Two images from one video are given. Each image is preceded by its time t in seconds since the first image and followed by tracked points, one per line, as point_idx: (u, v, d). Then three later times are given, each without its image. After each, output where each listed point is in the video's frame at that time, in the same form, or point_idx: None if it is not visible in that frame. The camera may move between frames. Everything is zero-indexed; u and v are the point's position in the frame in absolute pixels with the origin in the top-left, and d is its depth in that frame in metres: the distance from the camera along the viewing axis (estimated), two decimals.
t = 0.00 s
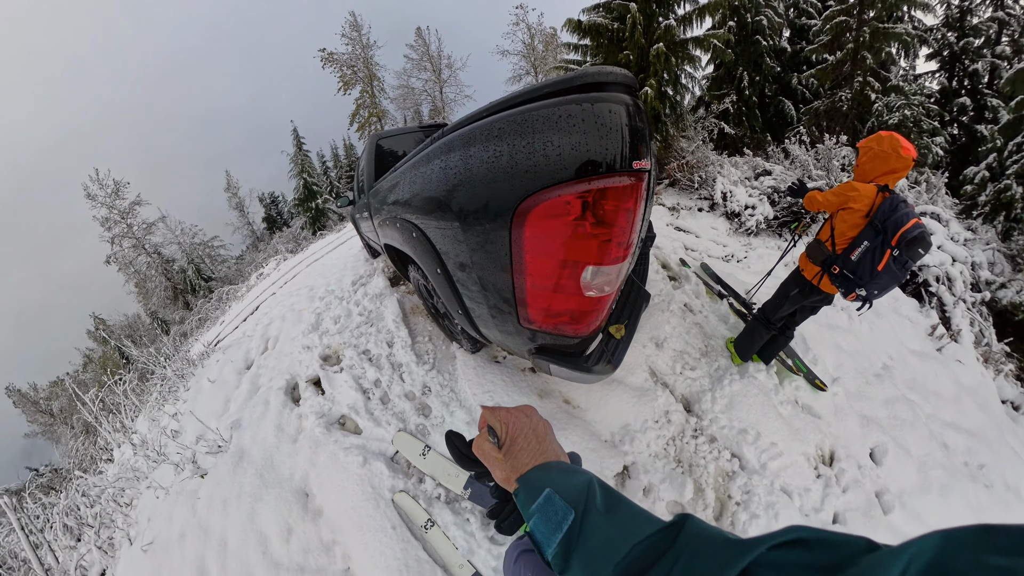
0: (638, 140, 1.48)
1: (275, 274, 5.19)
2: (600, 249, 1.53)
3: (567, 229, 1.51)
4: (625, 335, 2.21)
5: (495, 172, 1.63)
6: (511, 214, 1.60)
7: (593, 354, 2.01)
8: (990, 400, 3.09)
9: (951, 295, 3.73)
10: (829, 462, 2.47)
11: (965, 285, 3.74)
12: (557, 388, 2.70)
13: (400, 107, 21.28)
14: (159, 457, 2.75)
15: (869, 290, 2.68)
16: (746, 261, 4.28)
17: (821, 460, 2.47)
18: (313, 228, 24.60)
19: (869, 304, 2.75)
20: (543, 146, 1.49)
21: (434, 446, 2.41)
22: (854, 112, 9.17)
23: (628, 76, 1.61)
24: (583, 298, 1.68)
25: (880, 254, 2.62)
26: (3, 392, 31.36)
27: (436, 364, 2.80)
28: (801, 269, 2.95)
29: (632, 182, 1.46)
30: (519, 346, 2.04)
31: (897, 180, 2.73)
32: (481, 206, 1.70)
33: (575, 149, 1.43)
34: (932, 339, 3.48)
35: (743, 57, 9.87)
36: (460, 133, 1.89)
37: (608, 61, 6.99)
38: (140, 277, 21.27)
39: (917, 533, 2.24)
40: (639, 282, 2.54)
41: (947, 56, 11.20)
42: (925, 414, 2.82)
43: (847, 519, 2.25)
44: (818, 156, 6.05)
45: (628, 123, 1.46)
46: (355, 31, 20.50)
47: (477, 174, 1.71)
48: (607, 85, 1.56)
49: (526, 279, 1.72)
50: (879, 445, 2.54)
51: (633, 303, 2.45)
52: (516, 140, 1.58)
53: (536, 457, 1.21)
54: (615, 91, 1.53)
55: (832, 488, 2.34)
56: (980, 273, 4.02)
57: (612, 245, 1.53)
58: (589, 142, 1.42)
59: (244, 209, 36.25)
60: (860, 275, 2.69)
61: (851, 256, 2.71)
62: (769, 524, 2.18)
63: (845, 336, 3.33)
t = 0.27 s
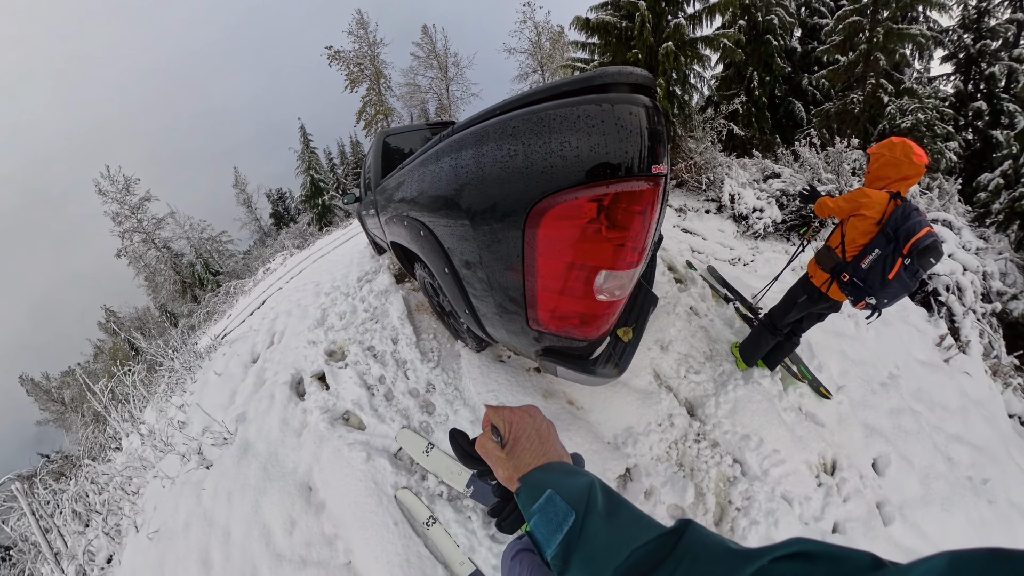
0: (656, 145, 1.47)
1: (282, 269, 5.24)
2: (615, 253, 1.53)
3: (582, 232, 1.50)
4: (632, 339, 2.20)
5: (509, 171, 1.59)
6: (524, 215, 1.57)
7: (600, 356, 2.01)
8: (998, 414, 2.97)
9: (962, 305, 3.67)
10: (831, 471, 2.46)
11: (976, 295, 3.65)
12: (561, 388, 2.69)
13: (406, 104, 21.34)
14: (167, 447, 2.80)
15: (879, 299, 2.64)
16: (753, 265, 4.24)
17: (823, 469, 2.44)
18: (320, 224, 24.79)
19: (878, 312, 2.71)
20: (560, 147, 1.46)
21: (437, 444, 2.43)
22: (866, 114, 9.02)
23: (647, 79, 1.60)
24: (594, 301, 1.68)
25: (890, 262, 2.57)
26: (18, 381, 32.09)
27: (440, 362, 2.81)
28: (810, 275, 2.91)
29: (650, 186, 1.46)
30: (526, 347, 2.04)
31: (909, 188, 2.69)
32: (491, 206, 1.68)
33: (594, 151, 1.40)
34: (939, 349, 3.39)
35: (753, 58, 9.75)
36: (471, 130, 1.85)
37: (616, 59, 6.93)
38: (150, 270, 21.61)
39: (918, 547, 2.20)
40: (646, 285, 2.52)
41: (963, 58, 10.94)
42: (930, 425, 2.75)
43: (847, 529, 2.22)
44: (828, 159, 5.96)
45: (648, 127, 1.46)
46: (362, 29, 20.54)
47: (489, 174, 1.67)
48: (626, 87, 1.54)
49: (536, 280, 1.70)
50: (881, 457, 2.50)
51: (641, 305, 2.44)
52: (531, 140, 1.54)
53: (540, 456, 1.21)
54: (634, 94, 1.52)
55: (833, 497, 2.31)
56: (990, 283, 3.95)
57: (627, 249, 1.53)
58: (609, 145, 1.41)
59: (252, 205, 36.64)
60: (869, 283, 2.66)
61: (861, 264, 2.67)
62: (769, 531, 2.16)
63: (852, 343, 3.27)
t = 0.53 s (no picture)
0: (663, 144, 1.44)
1: (289, 264, 5.30)
2: (618, 254, 1.51)
3: (584, 232, 1.48)
4: (635, 340, 2.17)
5: (513, 170, 1.59)
6: (527, 214, 1.57)
7: (603, 356, 1.99)
8: (1004, 428, 2.91)
9: (971, 315, 3.58)
10: (831, 480, 2.42)
11: (986, 306, 3.59)
12: (562, 388, 2.69)
13: (413, 102, 21.43)
14: (173, 436, 2.85)
15: (889, 306, 2.58)
16: (759, 268, 4.19)
17: (823, 478, 2.41)
18: (326, 220, 24.96)
19: (888, 320, 2.65)
20: (564, 145, 1.45)
21: (437, 439, 2.44)
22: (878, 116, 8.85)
23: (655, 75, 1.56)
24: (597, 302, 1.67)
25: (901, 269, 2.52)
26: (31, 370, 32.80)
27: (442, 359, 2.82)
28: (817, 281, 2.85)
29: (656, 186, 1.43)
30: (527, 346, 2.05)
31: (920, 192, 2.63)
32: (494, 204, 1.69)
33: (599, 150, 1.39)
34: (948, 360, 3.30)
35: (763, 57, 9.62)
36: (476, 128, 1.85)
37: (623, 58, 6.89)
38: (159, 264, 21.98)
39: (916, 560, 2.17)
40: (650, 286, 2.49)
41: (979, 60, 10.69)
42: (935, 437, 2.69)
43: (846, 539, 2.19)
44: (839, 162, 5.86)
45: (655, 125, 1.43)
46: (369, 27, 20.59)
47: (493, 172, 1.67)
48: (633, 84, 1.52)
49: (539, 280, 1.70)
50: (884, 467, 2.46)
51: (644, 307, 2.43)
52: (535, 138, 1.53)
53: (538, 455, 1.20)
54: (641, 91, 1.49)
55: (832, 506, 2.28)
56: (1002, 294, 3.86)
57: (631, 250, 1.51)
58: (614, 145, 1.39)
59: (260, 201, 37.06)
60: (879, 290, 2.60)
61: (871, 270, 2.62)
62: (766, 538, 2.14)
63: (859, 349, 3.21)
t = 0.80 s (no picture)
0: (662, 139, 1.42)
1: (294, 259, 5.36)
2: (614, 254, 1.50)
3: (581, 231, 1.47)
4: (634, 344, 2.19)
5: (507, 167, 1.58)
6: (522, 212, 1.56)
7: (599, 361, 2.03)
8: (1012, 444, 2.85)
9: (981, 326, 3.48)
10: (831, 491, 2.39)
11: (997, 317, 3.50)
12: (561, 388, 2.68)
13: (419, 100, 21.50)
14: (179, 426, 2.90)
15: (899, 315, 2.52)
16: (765, 272, 4.14)
17: (823, 489, 2.38)
18: (332, 216, 25.11)
19: (897, 330, 2.59)
20: (559, 141, 1.44)
21: (434, 435, 2.45)
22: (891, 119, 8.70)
23: (654, 68, 1.53)
24: (593, 302, 1.67)
25: (912, 276, 2.47)
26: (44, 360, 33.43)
27: (443, 356, 2.83)
28: (825, 288, 2.80)
29: (654, 184, 1.41)
30: (525, 345, 2.03)
31: (931, 198, 2.59)
32: (489, 202, 1.68)
33: (594, 146, 1.37)
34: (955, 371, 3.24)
35: (773, 57, 9.49)
36: (473, 126, 1.86)
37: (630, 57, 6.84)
38: (168, 258, 22.31)
39: None
40: (652, 289, 2.50)
41: (997, 63, 10.45)
42: (939, 452, 2.65)
43: (844, 552, 2.17)
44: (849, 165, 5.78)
45: (652, 120, 1.41)
46: (376, 24, 20.60)
47: (488, 169, 1.67)
48: (630, 77, 1.50)
49: (536, 279, 1.69)
50: (886, 481, 2.43)
51: (645, 310, 2.42)
52: (530, 134, 1.53)
53: (534, 456, 1.20)
54: (639, 85, 1.47)
55: (831, 518, 2.25)
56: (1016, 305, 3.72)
57: (628, 250, 1.50)
58: (610, 140, 1.37)
59: (267, 197, 37.43)
60: (889, 298, 2.54)
61: (880, 278, 2.57)
62: (761, 549, 2.12)
63: (864, 358, 3.16)
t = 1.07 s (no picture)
0: (659, 134, 1.39)
1: (301, 255, 5.41)
2: (610, 253, 1.46)
3: (577, 230, 1.43)
4: (632, 346, 2.17)
5: (502, 162, 1.56)
6: (516, 209, 1.52)
7: (596, 362, 2.01)
8: (1019, 460, 2.79)
9: (991, 338, 3.40)
10: (831, 502, 2.38)
11: (1009, 329, 3.41)
12: (559, 388, 2.69)
13: (425, 97, 21.55)
14: (186, 416, 2.95)
15: (908, 323, 2.48)
16: (770, 276, 4.09)
17: (822, 500, 2.36)
18: (338, 213, 25.27)
19: (906, 338, 2.54)
20: (552, 136, 1.42)
21: (432, 430, 2.47)
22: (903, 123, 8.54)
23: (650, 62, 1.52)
24: (588, 302, 1.64)
25: (922, 283, 2.42)
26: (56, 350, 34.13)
27: (443, 352, 2.83)
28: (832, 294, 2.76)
29: (650, 181, 1.37)
30: (522, 344, 1.99)
31: (943, 202, 2.52)
32: (482, 197, 1.64)
33: (587, 140, 1.34)
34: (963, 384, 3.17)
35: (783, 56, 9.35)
36: (469, 124, 1.86)
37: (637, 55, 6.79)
38: (177, 253, 22.66)
39: None
40: (655, 291, 2.45)
41: (1015, 66, 10.21)
42: (943, 466, 2.62)
43: (841, 565, 2.15)
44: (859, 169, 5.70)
45: (649, 115, 1.38)
46: (383, 22, 20.62)
47: (481, 165, 1.65)
48: (625, 71, 1.49)
49: (530, 278, 1.66)
50: (888, 493, 2.40)
51: (646, 312, 2.36)
52: (525, 129, 1.51)
53: (529, 453, 1.22)
54: (635, 79, 1.46)
55: (829, 530, 2.24)
56: None
57: (623, 249, 1.46)
58: (605, 134, 1.34)
59: (275, 193, 37.81)
60: (898, 306, 2.50)
61: (889, 285, 2.53)
62: (755, 558, 2.11)
63: (870, 367, 3.10)
